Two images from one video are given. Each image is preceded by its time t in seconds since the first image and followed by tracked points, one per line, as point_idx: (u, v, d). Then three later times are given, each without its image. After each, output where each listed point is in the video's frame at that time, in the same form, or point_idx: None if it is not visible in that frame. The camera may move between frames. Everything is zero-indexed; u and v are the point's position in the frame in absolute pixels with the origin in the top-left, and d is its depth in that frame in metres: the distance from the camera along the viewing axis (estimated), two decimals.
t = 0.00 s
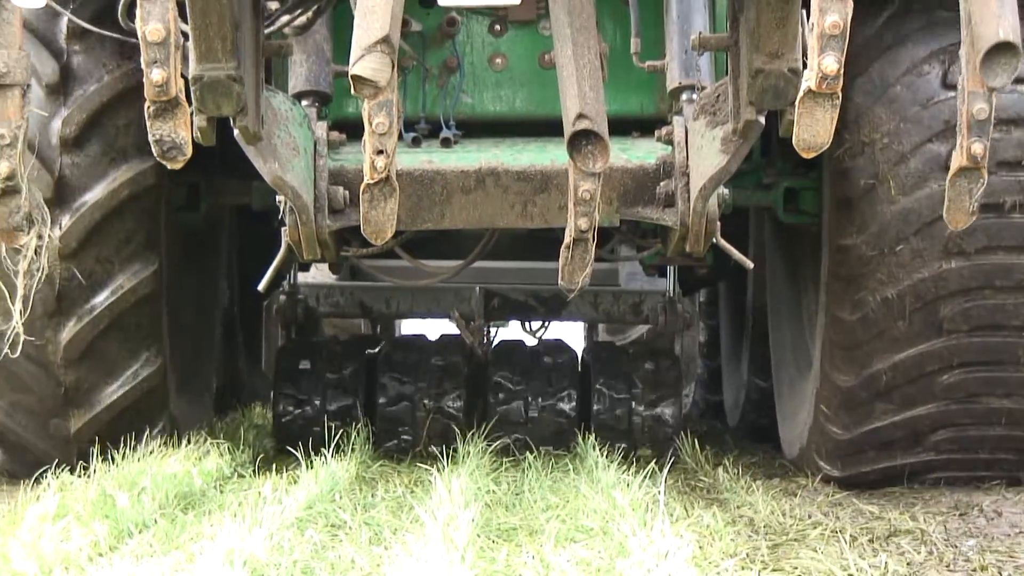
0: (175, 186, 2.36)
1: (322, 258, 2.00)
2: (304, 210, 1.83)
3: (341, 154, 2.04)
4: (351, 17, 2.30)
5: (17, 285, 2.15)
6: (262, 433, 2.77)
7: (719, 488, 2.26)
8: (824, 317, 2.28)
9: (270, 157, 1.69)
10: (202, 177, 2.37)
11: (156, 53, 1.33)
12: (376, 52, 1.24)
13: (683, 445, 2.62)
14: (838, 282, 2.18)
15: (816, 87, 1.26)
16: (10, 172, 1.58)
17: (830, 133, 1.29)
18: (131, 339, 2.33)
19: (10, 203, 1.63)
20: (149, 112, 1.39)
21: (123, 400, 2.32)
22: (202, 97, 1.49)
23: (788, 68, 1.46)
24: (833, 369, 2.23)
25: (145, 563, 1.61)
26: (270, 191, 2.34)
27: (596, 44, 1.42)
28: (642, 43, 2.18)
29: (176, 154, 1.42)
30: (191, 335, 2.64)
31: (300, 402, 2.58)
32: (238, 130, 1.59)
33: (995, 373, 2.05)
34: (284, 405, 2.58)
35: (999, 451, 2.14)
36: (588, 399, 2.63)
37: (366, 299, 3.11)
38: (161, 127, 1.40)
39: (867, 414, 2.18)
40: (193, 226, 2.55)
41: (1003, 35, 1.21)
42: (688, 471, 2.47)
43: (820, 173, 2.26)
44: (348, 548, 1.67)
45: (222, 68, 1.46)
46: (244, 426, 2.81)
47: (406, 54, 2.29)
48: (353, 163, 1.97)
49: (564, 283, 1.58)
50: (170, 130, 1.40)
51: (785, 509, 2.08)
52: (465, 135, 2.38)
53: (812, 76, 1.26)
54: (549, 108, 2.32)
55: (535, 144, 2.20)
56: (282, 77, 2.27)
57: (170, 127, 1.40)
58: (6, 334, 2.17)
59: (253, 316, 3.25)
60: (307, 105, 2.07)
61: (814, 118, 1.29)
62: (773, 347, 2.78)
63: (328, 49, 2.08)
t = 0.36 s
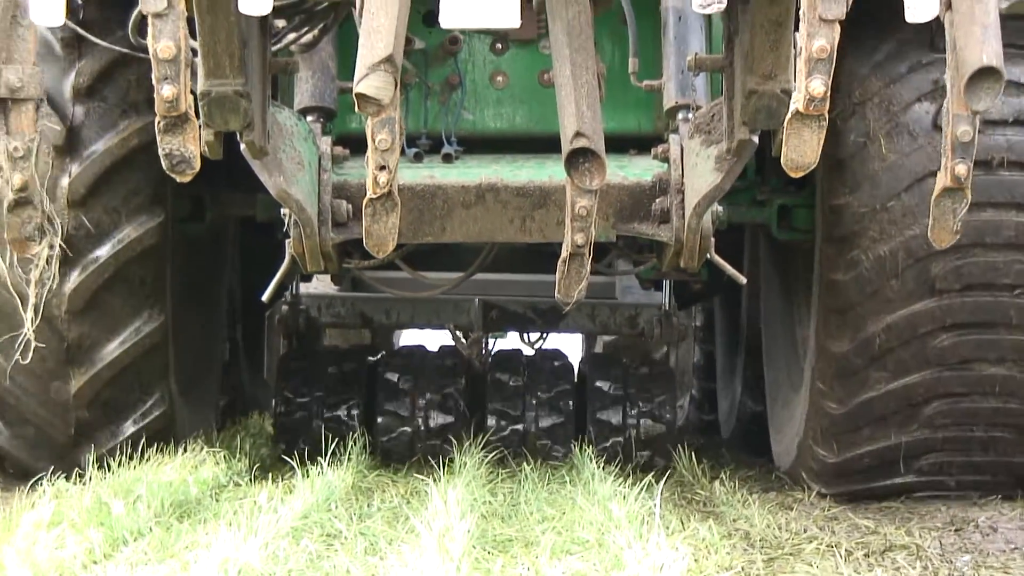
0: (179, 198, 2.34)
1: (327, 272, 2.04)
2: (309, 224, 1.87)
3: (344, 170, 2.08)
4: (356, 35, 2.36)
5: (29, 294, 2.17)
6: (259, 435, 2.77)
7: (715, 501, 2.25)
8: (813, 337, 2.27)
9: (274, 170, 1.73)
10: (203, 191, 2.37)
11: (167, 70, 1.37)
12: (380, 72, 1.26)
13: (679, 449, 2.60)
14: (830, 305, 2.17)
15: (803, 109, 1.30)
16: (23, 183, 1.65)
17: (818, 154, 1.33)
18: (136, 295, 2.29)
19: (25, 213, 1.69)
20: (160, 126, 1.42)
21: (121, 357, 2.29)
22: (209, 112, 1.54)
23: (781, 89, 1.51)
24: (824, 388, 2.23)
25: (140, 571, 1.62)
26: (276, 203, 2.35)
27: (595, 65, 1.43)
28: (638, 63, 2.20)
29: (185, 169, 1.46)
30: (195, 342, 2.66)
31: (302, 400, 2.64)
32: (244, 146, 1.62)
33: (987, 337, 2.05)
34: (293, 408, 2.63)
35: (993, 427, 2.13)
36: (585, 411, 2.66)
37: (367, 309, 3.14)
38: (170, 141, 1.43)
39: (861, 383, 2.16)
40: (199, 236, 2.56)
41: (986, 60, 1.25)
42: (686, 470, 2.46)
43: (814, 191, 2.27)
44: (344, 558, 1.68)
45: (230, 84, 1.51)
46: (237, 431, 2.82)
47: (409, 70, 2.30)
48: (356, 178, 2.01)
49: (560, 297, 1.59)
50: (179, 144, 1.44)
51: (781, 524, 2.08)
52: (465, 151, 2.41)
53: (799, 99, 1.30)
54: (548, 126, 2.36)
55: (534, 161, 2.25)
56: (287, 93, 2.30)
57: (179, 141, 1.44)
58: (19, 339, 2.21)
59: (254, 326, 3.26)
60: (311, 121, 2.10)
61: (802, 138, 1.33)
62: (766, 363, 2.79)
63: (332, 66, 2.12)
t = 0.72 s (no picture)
0: (182, 200, 2.36)
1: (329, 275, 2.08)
2: (309, 227, 1.91)
3: (344, 174, 2.11)
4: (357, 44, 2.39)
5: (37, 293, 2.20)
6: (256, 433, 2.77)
7: (709, 505, 2.26)
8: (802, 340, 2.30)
9: (276, 177, 1.77)
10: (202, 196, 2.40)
11: (176, 81, 1.37)
12: (379, 83, 1.28)
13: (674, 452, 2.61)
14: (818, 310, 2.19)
15: (791, 122, 1.31)
16: (34, 190, 1.66)
17: (805, 164, 1.35)
18: (139, 242, 2.27)
19: (34, 218, 1.72)
20: (168, 135, 1.43)
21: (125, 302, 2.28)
22: (213, 119, 1.61)
23: (770, 100, 1.55)
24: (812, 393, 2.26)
25: (135, 571, 1.62)
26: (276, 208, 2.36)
27: (590, 75, 1.45)
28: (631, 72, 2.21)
29: (193, 176, 1.45)
30: (195, 342, 2.68)
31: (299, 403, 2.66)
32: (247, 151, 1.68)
33: (976, 286, 2.05)
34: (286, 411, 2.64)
35: (985, 389, 2.13)
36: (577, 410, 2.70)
37: (364, 312, 3.13)
38: (179, 150, 1.44)
39: (853, 337, 2.16)
40: (200, 239, 2.58)
41: (970, 75, 1.27)
42: (681, 475, 2.47)
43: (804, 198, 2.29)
44: (338, 560, 1.69)
45: (234, 92, 1.58)
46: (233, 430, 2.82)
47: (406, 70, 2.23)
48: (357, 183, 2.05)
49: (554, 300, 1.61)
50: (187, 153, 1.44)
51: (775, 527, 2.08)
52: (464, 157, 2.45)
53: (787, 112, 1.31)
54: (543, 132, 2.39)
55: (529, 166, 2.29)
56: (287, 100, 2.32)
57: (188, 150, 1.44)
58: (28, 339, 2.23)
59: (254, 329, 3.27)
60: (311, 128, 2.13)
61: (789, 150, 1.35)
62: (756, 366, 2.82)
63: (332, 74, 2.15)
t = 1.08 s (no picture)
0: (183, 190, 2.37)
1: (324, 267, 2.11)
2: (308, 219, 1.94)
3: (342, 168, 2.13)
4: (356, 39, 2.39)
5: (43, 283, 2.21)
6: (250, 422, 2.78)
7: (701, 496, 2.27)
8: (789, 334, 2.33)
9: (276, 169, 1.80)
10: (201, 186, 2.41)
11: (180, 76, 1.39)
12: (377, 80, 1.30)
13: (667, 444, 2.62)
14: (807, 305, 2.22)
15: (775, 120, 1.32)
16: (42, 181, 1.60)
17: (790, 161, 1.36)
18: (143, 176, 2.25)
19: (42, 209, 1.65)
20: (172, 129, 1.44)
21: (126, 235, 2.25)
22: (215, 112, 1.63)
23: (758, 98, 1.58)
24: (797, 387, 2.30)
25: (128, 558, 1.64)
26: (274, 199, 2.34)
27: (582, 72, 1.48)
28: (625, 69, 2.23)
29: (196, 169, 1.47)
30: (195, 332, 2.70)
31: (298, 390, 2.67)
32: (248, 145, 1.71)
33: (963, 224, 2.04)
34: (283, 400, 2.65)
35: (974, 331, 2.12)
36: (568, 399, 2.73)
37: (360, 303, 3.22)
38: (182, 143, 1.45)
39: (836, 307, 2.17)
40: (199, 230, 2.59)
41: (949, 75, 1.31)
42: (674, 467, 2.49)
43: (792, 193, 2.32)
44: (330, 548, 1.71)
45: (235, 87, 1.61)
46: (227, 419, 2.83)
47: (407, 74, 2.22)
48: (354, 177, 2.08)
49: (546, 292, 1.63)
50: (190, 146, 1.45)
51: (767, 519, 2.09)
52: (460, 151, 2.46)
53: (771, 110, 1.32)
54: (537, 128, 2.41)
55: (524, 161, 2.30)
56: (287, 95, 2.30)
57: (191, 144, 1.45)
58: (34, 325, 2.27)
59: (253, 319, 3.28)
60: (310, 123, 2.13)
61: (773, 147, 1.35)
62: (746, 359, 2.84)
63: (331, 68, 2.14)
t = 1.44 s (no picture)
0: (168, 180, 2.40)
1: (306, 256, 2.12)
2: (291, 208, 1.96)
3: (324, 158, 2.15)
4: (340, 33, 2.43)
5: (34, 267, 2.19)
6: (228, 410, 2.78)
7: (678, 486, 2.26)
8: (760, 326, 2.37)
9: (261, 158, 1.82)
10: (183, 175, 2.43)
11: (170, 68, 1.40)
12: (361, 73, 1.32)
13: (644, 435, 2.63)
14: (780, 298, 2.25)
15: (745, 117, 1.33)
16: (32, 169, 1.62)
17: (760, 157, 1.39)
18: (133, 114, 2.24)
19: (32, 196, 1.66)
20: (161, 118, 1.46)
21: (113, 166, 2.22)
22: (201, 103, 1.65)
23: (732, 94, 1.60)
24: (770, 380, 2.33)
25: (103, 544, 1.63)
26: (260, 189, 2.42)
27: (561, 68, 1.50)
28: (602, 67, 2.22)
29: (183, 158, 1.49)
30: (180, 318, 2.71)
31: (279, 375, 2.68)
32: (233, 134, 1.72)
33: (933, 160, 2.08)
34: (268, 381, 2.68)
35: (949, 271, 2.13)
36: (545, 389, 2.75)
37: (342, 291, 3.16)
38: (171, 133, 1.47)
39: (807, 301, 2.22)
40: (182, 218, 2.59)
41: (917, 73, 1.32)
42: (653, 457, 2.50)
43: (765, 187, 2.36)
44: (306, 535, 1.73)
45: (222, 77, 1.62)
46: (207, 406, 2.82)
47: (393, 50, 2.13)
48: (336, 166, 2.10)
49: (523, 281, 1.64)
50: (178, 136, 1.47)
51: (743, 510, 2.07)
52: (441, 143, 2.49)
53: (742, 106, 1.34)
54: (517, 122, 2.43)
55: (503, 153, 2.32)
56: (272, 89, 2.22)
57: (178, 135, 1.47)
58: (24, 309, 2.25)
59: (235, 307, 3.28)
60: (295, 113, 2.21)
61: (744, 142, 1.38)
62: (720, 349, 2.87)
63: (316, 61, 2.23)
